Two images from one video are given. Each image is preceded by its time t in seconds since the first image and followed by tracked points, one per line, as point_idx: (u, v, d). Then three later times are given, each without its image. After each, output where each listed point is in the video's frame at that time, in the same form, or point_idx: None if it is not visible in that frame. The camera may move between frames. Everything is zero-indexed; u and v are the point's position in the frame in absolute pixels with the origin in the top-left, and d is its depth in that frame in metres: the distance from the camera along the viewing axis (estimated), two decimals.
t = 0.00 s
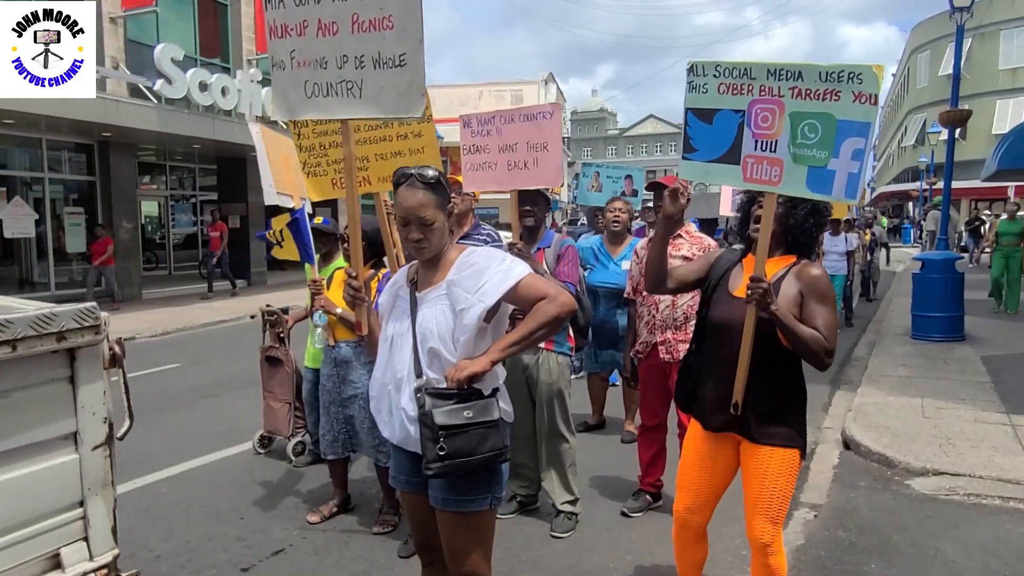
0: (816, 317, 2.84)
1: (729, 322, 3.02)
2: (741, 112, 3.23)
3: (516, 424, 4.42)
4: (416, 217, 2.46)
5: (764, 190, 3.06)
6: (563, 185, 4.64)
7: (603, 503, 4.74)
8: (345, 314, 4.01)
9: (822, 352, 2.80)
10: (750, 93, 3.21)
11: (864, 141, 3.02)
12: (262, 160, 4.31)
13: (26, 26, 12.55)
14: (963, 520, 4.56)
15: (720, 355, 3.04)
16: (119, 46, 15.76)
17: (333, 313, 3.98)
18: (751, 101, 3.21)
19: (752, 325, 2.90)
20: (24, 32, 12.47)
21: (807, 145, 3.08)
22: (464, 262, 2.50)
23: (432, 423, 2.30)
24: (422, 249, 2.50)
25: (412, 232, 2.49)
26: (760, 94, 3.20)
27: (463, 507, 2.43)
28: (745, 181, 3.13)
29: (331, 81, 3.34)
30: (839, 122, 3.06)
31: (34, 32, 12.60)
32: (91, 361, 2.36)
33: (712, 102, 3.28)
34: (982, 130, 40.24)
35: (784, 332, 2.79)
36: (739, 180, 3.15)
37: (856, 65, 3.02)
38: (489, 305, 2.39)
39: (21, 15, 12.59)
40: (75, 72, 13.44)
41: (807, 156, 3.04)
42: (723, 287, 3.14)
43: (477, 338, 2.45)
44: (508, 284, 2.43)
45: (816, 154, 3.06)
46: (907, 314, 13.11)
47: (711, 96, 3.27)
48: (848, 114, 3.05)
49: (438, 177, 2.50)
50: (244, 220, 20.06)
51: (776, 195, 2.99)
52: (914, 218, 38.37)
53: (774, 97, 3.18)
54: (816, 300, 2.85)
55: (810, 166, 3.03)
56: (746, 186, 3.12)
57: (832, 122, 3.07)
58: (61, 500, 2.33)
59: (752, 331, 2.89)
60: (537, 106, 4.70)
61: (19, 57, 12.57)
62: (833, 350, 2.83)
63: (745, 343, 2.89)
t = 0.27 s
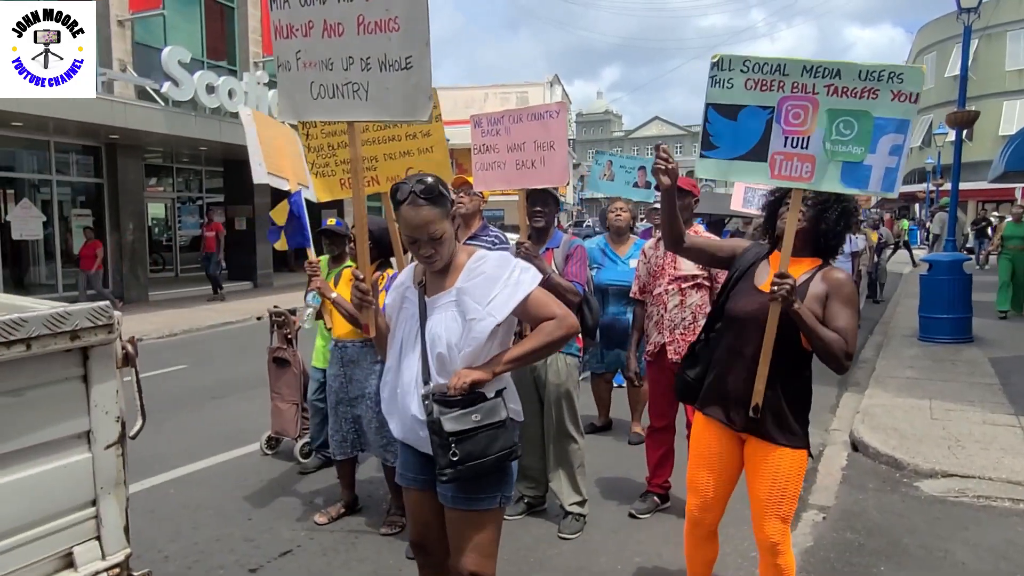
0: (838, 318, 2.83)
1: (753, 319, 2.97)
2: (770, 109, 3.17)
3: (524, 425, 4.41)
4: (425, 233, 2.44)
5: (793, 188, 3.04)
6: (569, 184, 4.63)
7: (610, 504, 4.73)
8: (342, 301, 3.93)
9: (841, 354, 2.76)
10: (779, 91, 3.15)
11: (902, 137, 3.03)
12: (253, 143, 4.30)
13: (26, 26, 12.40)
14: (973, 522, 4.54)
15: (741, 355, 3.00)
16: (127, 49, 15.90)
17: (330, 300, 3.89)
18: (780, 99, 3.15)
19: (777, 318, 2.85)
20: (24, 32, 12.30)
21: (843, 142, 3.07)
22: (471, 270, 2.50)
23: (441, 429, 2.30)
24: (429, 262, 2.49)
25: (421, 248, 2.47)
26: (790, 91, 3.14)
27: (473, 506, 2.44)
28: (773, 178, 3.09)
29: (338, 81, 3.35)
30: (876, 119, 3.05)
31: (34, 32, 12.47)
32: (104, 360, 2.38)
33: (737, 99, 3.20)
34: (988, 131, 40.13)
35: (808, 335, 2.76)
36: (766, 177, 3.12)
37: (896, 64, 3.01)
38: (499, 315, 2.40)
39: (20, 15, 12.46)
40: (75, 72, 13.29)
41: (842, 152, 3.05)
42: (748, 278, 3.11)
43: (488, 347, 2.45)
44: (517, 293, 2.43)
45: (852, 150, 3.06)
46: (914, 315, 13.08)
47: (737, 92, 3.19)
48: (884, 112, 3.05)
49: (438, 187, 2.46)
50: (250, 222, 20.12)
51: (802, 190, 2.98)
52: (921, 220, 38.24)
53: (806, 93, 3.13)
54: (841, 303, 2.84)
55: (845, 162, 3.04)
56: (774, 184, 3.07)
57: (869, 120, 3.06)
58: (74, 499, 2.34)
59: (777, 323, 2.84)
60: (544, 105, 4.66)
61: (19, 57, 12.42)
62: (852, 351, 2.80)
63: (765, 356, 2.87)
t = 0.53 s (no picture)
0: (837, 336, 2.83)
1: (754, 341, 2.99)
2: (806, 109, 3.15)
3: (522, 429, 4.39)
4: (425, 241, 2.44)
5: (820, 186, 3.02)
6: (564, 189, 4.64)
7: (611, 509, 4.73)
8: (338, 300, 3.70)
9: (839, 368, 2.74)
10: (817, 92, 3.13)
11: (934, 145, 2.94)
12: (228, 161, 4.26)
13: (26, 26, 12.15)
14: (977, 527, 4.51)
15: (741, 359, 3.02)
16: (132, 52, 16.00)
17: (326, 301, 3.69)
18: (817, 100, 3.13)
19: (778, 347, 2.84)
20: (23, 32, 12.06)
21: (872, 146, 3.02)
22: (470, 275, 2.49)
23: (451, 435, 2.30)
24: (428, 268, 2.48)
25: (421, 256, 2.47)
26: (828, 93, 3.11)
27: (473, 511, 2.43)
28: (800, 175, 3.08)
29: (326, 88, 3.34)
30: (909, 126, 2.97)
31: (34, 32, 12.26)
32: (95, 367, 2.37)
33: (776, 97, 3.19)
34: (993, 133, 40.04)
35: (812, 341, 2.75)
36: (794, 174, 3.11)
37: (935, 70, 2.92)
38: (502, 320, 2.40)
39: (20, 15, 12.19)
40: (74, 72, 13.39)
41: (870, 156, 3.01)
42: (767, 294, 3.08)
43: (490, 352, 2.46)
44: (517, 297, 2.44)
45: (880, 155, 3.01)
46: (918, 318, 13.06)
47: (775, 91, 3.19)
48: (919, 118, 2.97)
49: (436, 193, 2.45)
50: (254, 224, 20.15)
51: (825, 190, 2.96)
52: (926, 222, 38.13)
53: (843, 96, 3.10)
54: (843, 320, 2.83)
55: (871, 166, 3.01)
56: (801, 181, 3.07)
57: (902, 126, 2.99)
58: (65, 507, 2.34)
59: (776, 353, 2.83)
60: (539, 111, 4.69)
61: (19, 57, 12.18)
62: (850, 369, 2.77)
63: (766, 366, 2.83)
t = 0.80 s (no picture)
0: (837, 332, 2.83)
1: (751, 340, 2.99)
2: (796, 107, 3.12)
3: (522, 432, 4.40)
4: (425, 248, 2.45)
5: (813, 190, 3.01)
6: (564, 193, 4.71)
7: (615, 512, 4.72)
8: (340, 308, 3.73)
9: (835, 367, 2.74)
10: (807, 89, 3.11)
11: (929, 150, 2.92)
12: (219, 168, 4.39)
13: (26, 26, 12.32)
14: (982, 532, 4.50)
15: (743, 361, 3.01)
16: (137, 56, 15.95)
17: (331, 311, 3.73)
18: (807, 97, 3.11)
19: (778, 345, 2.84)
20: (24, 32, 12.21)
21: (865, 148, 3.02)
22: (470, 281, 2.50)
23: (448, 440, 2.30)
24: (428, 273, 2.48)
25: (421, 262, 2.47)
26: (817, 90, 3.09)
27: (473, 515, 2.44)
28: (792, 179, 3.06)
29: (340, 93, 3.33)
30: (903, 127, 2.96)
31: (34, 32, 12.42)
32: (96, 375, 2.39)
33: (765, 94, 3.16)
34: (1000, 134, 39.90)
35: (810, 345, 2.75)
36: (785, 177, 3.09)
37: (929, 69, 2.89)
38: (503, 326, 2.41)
39: (21, 15, 12.35)
40: (75, 72, 13.51)
41: (863, 159, 3.00)
42: (758, 295, 3.08)
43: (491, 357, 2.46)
44: (518, 304, 2.45)
45: (875, 158, 3.01)
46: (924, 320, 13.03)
47: (765, 87, 3.16)
48: (913, 120, 2.95)
49: (436, 200, 2.47)
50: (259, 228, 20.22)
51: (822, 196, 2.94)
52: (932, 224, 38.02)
53: (834, 94, 3.08)
54: (842, 316, 2.84)
55: (866, 169, 3.00)
56: (793, 185, 3.05)
57: (896, 127, 2.97)
58: (67, 515, 2.35)
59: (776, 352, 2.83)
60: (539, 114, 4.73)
61: (19, 57, 12.29)
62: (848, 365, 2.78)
63: (767, 368, 2.84)
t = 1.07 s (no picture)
0: (836, 331, 2.79)
1: (751, 342, 2.98)
2: (793, 106, 3.11)
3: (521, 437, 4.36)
4: (424, 246, 2.43)
5: (810, 190, 2.98)
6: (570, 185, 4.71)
7: (616, 516, 4.69)
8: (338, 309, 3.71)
9: (836, 368, 2.70)
10: (805, 87, 3.09)
11: (922, 150, 2.89)
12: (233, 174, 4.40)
13: (26, 26, 12.15)
14: (987, 536, 4.46)
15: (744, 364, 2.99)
16: (139, 58, 15.93)
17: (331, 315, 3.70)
18: (804, 96, 3.09)
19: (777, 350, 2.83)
20: (24, 32, 12.05)
21: (859, 148, 2.99)
22: (470, 282, 2.48)
23: (446, 441, 2.27)
24: (428, 273, 2.46)
25: (420, 261, 2.45)
26: (815, 89, 3.07)
27: (470, 521, 2.41)
28: (789, 178, 3.04)
29: (344, 89, 3.31)
30: (896, 127, 2.94)
31: (34, 32, 12.23)
32: (83, 380, 2.37)
33: (764, 92, 3.15)
34: (1002, 135, 39.79)
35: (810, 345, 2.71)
36: (782, 176, 3.07)
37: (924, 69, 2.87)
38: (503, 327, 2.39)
39: (21, 15, 12.18)
40: (74, 72, 13.41)
41: (857, 159, 2.97)
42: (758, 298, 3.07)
43: (491, 358, 2.44)
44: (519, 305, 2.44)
45: (869, 159, 2.97)
46: (926, 322, 13.01)
47: (763, 85, 3.15)
48: (906, 119, 2.93)
49: (438, 199, 2.45)
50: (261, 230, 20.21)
51: (817, 197, 2.90)
52: (935, 227, 37.95)
53: (830, 93, 3.06)
54: (842, 316, 2.80)
55: (859, 169, 2.97)
56: (791, 184, 3.03)
57: (890, 127, 2.95)
58: (53, 523, 2.32)
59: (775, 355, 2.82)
60: (545, 104, 4.79)
61: (19, 57, 12.15)
62: (847, 365, 2.73)
63: (766, 370, 2.82)
